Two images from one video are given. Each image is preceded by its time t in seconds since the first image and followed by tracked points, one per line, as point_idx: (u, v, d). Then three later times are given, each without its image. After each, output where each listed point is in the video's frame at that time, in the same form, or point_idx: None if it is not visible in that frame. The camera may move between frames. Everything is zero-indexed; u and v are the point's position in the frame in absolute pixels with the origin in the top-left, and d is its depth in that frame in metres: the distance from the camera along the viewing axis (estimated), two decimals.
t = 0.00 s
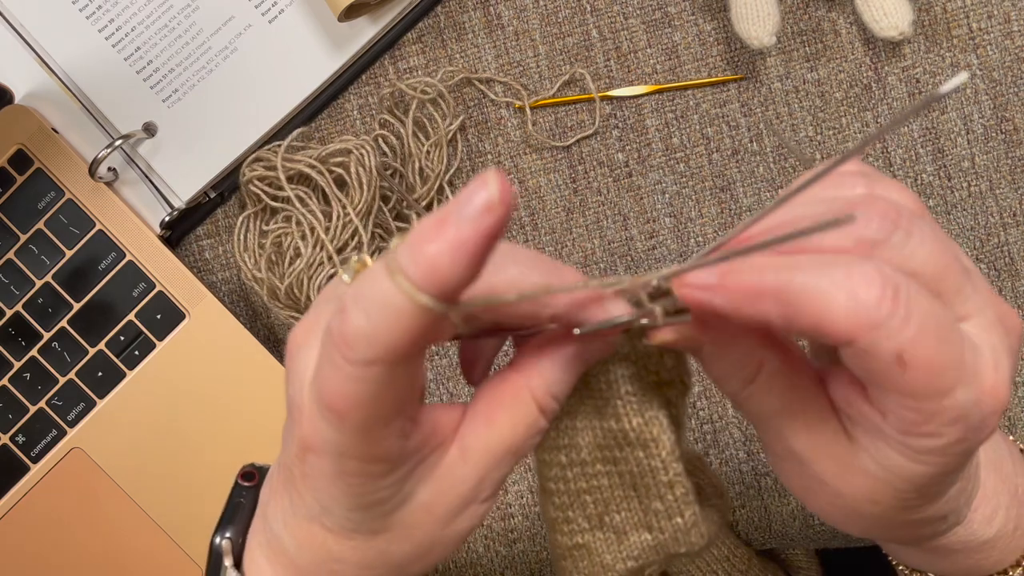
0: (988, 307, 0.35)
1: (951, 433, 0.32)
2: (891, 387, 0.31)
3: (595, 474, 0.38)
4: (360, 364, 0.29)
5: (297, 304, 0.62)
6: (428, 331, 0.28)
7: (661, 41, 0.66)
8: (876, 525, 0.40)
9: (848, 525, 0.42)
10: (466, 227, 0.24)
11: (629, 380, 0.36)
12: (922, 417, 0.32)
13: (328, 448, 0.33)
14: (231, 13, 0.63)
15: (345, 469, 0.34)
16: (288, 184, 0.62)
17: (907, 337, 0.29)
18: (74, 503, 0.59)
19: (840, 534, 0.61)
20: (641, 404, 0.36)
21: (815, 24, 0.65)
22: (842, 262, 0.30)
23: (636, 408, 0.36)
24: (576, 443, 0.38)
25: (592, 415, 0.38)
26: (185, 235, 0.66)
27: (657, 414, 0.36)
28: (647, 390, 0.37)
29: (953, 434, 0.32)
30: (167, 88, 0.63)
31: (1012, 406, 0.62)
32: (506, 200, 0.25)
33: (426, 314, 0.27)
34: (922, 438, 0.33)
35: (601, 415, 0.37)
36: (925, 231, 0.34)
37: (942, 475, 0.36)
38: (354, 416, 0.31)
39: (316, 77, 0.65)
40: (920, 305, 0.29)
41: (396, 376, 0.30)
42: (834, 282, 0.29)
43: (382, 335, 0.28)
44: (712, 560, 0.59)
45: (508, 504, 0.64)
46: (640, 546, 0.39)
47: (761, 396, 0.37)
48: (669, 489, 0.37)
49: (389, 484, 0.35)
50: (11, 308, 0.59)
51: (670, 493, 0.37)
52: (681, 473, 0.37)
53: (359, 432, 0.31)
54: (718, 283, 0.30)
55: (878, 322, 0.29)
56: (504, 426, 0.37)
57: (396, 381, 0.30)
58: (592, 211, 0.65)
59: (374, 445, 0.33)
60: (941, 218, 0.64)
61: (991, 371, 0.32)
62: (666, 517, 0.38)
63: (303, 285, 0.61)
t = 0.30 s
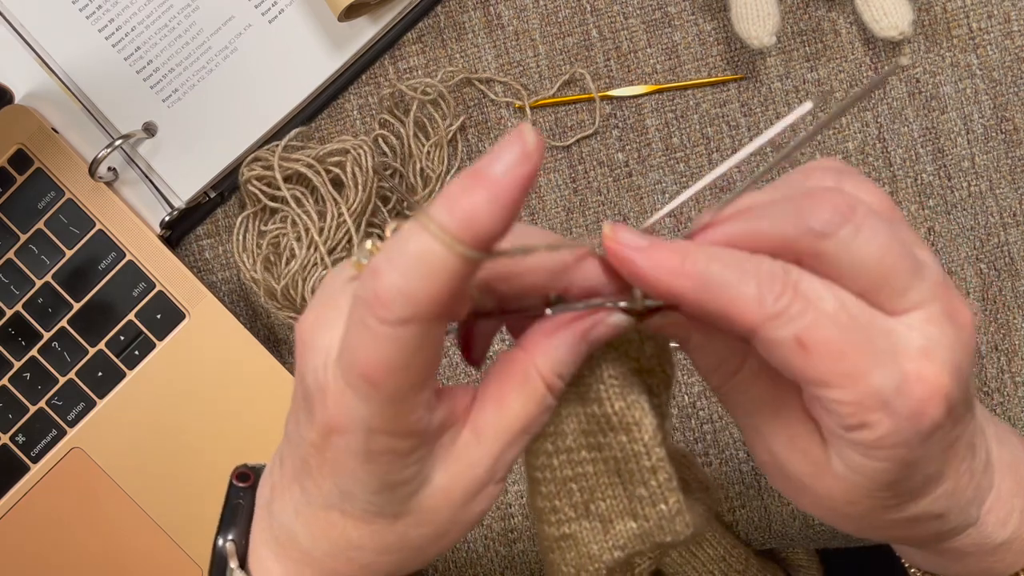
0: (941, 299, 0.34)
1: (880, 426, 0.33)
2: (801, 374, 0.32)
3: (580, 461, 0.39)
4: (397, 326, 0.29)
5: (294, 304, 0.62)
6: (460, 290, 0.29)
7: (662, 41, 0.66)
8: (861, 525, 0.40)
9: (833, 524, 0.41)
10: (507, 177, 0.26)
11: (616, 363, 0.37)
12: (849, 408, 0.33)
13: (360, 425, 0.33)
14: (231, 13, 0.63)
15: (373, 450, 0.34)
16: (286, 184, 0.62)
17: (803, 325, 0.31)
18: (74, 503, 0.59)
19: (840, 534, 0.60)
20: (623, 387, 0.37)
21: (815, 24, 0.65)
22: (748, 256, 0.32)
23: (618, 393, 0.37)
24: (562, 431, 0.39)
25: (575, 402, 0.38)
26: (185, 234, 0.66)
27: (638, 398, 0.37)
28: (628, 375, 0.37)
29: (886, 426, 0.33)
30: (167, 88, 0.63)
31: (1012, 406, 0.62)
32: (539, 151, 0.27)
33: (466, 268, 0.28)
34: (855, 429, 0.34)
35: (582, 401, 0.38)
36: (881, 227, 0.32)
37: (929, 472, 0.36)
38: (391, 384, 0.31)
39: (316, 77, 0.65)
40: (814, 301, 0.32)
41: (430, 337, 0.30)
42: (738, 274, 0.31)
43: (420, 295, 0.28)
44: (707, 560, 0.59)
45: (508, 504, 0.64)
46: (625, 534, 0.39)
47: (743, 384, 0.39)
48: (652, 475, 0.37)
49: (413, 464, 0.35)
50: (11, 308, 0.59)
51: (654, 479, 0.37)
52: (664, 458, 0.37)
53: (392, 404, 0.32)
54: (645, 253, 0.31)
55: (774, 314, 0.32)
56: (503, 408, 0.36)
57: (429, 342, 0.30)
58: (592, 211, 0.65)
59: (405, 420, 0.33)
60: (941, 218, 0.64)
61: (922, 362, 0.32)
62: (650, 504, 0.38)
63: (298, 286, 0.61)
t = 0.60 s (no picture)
0: (965, 317, 0.33)
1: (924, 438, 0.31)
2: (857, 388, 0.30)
3: (578, 467, 0.39)
4: (350, 183, 0.35)
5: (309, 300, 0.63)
6: (413, 166, 0.35)
7: (661, 41, 0.66)
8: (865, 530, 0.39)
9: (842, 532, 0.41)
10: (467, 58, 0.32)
11: (610, 365, 0.37)
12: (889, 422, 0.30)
13: (308, 300, 0.38)
14: (231, 13, 0.63)
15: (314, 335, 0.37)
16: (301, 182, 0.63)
17: (878, 343, 0.27)
18: (75, 503, 0.59)
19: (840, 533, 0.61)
20: (619, 395, 0.37)
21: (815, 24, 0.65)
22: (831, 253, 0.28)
23: (614, 399, 0.37)
24: (560, 436, 0.39)
25: (571, 409, 0.39)
26: (185, 234, 0.66)
27: (635, 406, 0.37)
28: (625, 382, 0.37)
29: (906, 444, 0.31)
30: (167, 88, 0.63)
31: (1012, 406, 0.62)
32: (502, 48, 0.33)
33: (417, 140, 0.34)
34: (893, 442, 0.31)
35: (580, 408, 0.38)
36: (907, 234, 0.32)
37: (940, 483, 0.35)
38: (339, 252, 0.36)
39: (316, 77, 0.65)
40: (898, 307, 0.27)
41: (376, 209, 0.36)
42: (818, 274, 0.27)
43: (374, 156, 0.35)
44: (708, 560, 0.60)
45: (508, 504, 0.64)
46: (625, 541, 0.38)
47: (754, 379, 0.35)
48: (650, 480, 0.37)
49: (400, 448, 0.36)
50: (11, 308, 0.59)
51: (652, 484, 0.37)
52: (663, 464, 0.37)
53: (339, 281, 0.37)
54: (701, 266, 0.29)
55: (852, 322, 0.27)
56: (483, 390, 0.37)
57: (377, 216, 0.36)
58: (592, 212, 0.65)
59: (353, 307, 0.37)
60: (941, 218, 0.64)
61: (962, 389, 0.31)
62: (649, 510, 0.37)
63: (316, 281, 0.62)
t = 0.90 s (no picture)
0: (951, 339, 0.31)
1: (917, 429, 0.31)
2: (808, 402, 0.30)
3: (576, 455, 0.39)
4: (357, 199, 0.33)
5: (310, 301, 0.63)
6: (423, 177, 0.34)
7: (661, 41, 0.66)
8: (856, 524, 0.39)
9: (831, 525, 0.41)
10: (478, 71, 0.32)
11: (605, 353, 0.38)
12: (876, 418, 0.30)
13: (316, 312, 0.36)
14: (231, 13, 0.63)
15: (329, 348, 0.36)
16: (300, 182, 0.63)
17: (814, 349, 0.29)
18: (75, 503, 0.59)
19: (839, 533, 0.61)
20: (617, 382, 0.38)
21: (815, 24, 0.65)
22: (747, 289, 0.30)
23: (611, 385, 0.38)
24: (559, 421, 0.39)
25: (572, 395, 0.39)
26: (185, 234, 0.66)
27: (632, 392, 0.38)
28: (622, 368, 0.38)
29: (887, 451, 0.31)
30: (167, 88, 0.63)
31: (1012, 406, 0.62)
32: (511, 61, 0.32)
33: (426, 150, 0.33)
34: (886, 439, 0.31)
35: (581, 393, 0.38)
36: (894, 261, 0.29)
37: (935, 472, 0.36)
38: (347, 268, 0.34)
39: (316, 77, 0.65)
40: (819, 329, 0.29)
41: (385, 220, 0.34)
42: (731, 307, 0.30)
43: (384, 167, 0.33)
44: (708, 560, 0.59)
45: (508, 504, 0.64)
46: (621, 529, 0.39)
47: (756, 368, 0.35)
48: (647, 467, 0.38)
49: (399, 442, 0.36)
50: (11, 308, 0.59)
51: (648, 471, 0.38)
52: (659, 451, 0.38)
53: (349, 293, 0.35)
54: (648, 290, 0.31)
55: (778, 339, 0.29)
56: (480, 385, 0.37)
57: (387, 228, 0.34)
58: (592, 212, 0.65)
59: (363, 317, 0.36)
60: (941, 218, 0.64)
61: (924, 399, 0.31)
62: (645, 497, 0.38)
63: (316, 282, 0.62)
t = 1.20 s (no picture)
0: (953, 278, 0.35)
1: (902, 400, 0.31)
2: (832, 330, 0.31)
3: (571, 460, 0.39)
4: (348, 174, 0.36)
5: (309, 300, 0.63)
6: (412, 164, 0.36)
7: (661, 41, 0.66)
8: (865, 533, 0.39)
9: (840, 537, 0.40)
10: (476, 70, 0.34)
11: (597, 353, 0.37)
12: (869, 378, 0.31)
13: (298, 279, 0.39)
14: (231, 13, 0.63)
15: (302, 313, 0.39)
16: (302, 182, 0.63)
17: (852, 275, 0.30)
18: (75, 503, 0.59)
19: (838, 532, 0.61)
20: (608, 381, 0.37)
21: (815, 24, 0.65)
22: (796, 213, 0.32)
23: (603, 386, 0.37)
24: (551, 429, 0.39)
25: (561, 401, 0.38)
26: (185, 234, 0.66)
27: (624, 392, 0.37)
28: (613, 367, 0.37)
29: (910, 400, 0.31)
30: (167, 88, 0.63)
31: (1012, 406, 0.62)
32: (509, 62, 0.34)
33: (417, 139, 0.35)
34: (876, 403, 0.32)
35: (569, 399, 0.38)
36: (886, 198, 0.37)
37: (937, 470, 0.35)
38: (332, 237, 0.37)
39: (316, 77, 0.65)
40: (866, 254, 0.31)
41: (371, 201, 0.36)
42: (784, 227, 0.31)
43: (374, 149, 0.35)
44: (708, 559, 0.60)
45: (508, 504, 0.64)
46: (622, 530, 0.38)
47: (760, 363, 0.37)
48: (643, 467, 0.37)
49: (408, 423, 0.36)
50: (11, 308, 0.59)
51: (646, 470, 0.37)
52: (654, 449, 0.37)
53: (327, 262, 0.38)
54: (671, 213, 0.33)
55: (823, 255, 0.30)
56: (472, 379, 0.37)
57: (372, 208, 0.37)
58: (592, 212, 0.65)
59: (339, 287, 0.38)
60: (941, 218, 0.64)
61: (946, 341, 0.32)
62: (644, 497, 0.37)
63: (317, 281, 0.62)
